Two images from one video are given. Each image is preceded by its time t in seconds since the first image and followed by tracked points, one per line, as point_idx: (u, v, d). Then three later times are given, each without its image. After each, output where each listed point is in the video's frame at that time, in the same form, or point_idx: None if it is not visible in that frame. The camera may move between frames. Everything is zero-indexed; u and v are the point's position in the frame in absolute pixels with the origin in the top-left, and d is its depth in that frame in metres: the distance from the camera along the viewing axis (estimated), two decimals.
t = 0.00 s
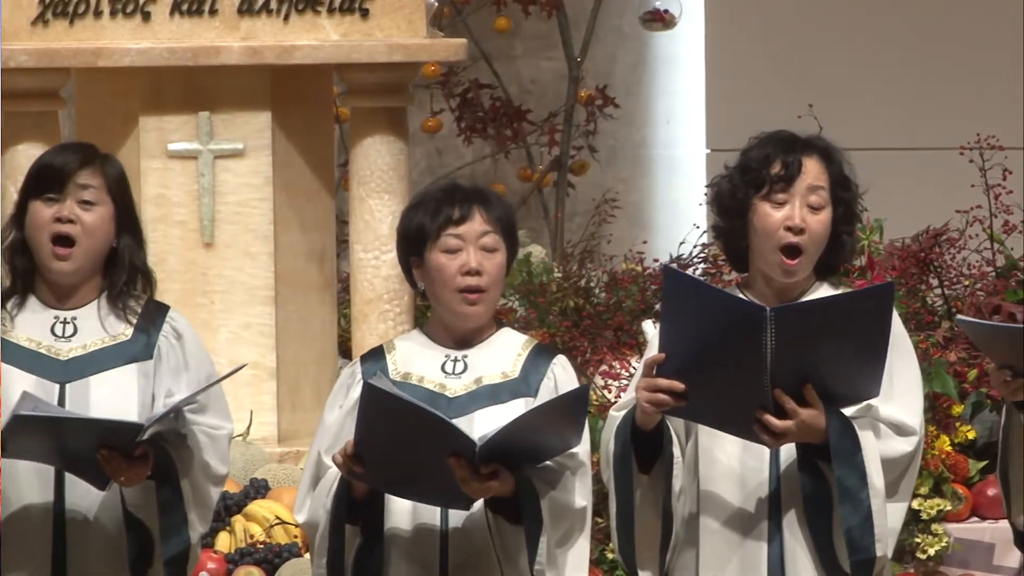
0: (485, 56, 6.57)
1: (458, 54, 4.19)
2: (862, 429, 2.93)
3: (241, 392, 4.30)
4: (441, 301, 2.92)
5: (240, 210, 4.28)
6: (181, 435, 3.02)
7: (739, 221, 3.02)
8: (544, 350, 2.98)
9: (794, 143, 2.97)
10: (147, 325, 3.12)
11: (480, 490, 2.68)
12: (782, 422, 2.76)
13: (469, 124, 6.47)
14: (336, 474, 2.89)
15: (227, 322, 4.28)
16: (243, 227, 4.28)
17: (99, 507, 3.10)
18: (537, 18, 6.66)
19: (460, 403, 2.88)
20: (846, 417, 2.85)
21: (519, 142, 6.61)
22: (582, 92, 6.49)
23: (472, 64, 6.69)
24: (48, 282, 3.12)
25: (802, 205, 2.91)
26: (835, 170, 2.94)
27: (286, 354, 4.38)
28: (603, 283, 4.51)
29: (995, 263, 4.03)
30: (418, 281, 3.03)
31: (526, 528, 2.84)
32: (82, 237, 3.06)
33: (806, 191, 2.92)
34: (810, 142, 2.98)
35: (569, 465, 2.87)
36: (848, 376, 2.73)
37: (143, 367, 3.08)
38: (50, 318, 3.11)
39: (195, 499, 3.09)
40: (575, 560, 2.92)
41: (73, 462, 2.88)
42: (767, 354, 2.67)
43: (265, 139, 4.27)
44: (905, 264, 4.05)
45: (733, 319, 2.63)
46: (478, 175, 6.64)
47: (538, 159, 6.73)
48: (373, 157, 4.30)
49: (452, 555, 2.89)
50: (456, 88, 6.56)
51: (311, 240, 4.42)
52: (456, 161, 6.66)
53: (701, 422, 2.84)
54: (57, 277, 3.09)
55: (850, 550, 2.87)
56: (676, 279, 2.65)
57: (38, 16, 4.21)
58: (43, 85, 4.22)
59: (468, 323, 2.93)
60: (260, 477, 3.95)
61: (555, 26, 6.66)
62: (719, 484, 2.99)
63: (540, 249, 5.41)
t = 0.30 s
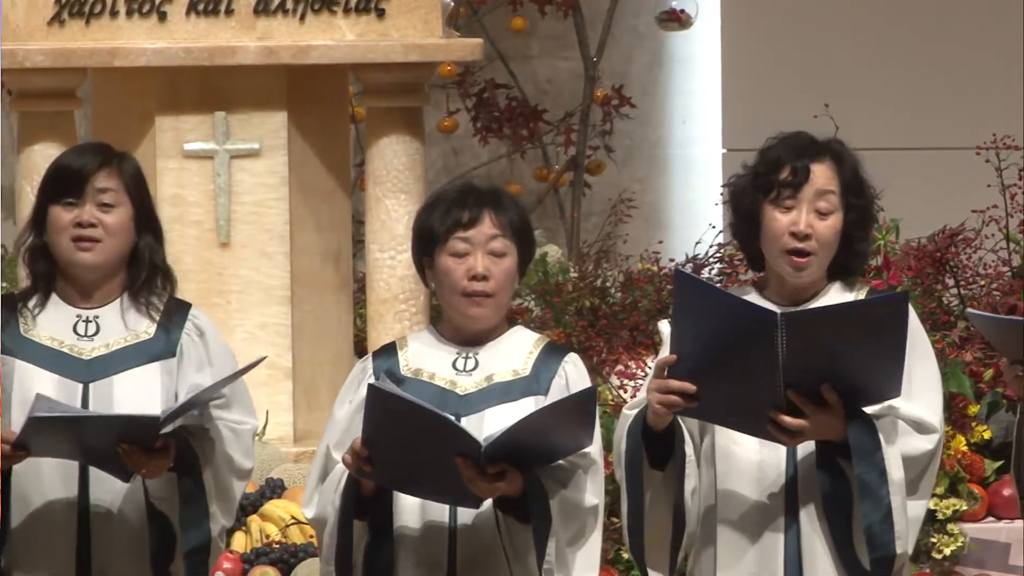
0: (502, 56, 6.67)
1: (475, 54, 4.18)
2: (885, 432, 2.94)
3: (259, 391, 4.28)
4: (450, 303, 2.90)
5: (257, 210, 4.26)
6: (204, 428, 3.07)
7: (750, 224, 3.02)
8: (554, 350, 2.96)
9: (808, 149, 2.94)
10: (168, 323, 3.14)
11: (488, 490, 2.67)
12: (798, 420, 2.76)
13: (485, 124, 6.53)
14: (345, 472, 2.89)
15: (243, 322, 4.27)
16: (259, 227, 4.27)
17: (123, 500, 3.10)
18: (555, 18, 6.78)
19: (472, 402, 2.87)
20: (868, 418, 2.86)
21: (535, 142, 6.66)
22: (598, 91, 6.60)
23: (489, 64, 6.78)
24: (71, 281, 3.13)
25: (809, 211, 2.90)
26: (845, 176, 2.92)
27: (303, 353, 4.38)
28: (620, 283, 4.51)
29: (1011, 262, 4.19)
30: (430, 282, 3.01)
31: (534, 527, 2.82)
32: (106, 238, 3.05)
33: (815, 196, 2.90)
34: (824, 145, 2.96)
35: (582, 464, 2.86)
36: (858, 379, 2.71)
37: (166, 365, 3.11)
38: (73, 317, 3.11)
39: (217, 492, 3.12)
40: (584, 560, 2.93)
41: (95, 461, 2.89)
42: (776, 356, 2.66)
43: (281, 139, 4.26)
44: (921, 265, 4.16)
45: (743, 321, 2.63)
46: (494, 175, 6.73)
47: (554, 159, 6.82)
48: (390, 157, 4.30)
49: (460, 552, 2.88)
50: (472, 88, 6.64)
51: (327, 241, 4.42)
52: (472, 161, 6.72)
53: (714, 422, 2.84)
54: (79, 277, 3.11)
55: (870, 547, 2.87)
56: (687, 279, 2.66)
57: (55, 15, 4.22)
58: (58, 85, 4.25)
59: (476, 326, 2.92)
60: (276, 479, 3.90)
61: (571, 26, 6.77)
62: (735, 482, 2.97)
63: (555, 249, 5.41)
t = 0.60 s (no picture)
0: (519, 56, 6.65)
1: (491, 54, 4.17)
2: (903, 437, 2.92)
3: (274, 391, 4.30)
4: (464, 306, 2.89)
5: (273, 210, 4.27)
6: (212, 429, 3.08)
7: (762, 227, 3.00)
8: (567, 350, 2.96)
9: (820, 158, 2.90)
10: (189, 323, 3.16)
11: (503, 489, 2.67)
12: (816, 423, 2.76)
13: (502, 124, 6.51)
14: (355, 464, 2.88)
15: (260, 322, 4.28)
16: (275, 226, 4.27)
17: (134, 500, 3.10)
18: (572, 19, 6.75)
19: (484, 402, 2.87)
20: (885, 419, 2.84)
21: (552, 142, 6.63)
22: (615, 92, 6.59)
23: (505, 64, 6.75)
24: (91, 283, 3.13)
25: (818, 222, 2.87)
26: (856, 185, 2.88)
27: (319, 354, 4.39)
28: (636, 284, 4.61)
29: None
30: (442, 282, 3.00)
31: (547, 527, 2.81)
32: (131, 247, 3.06)
33: (824, 207, 2.88)
34: (835, 151, 2.93)
35: (594, 465, 2.86)
36: (878, 378, 2.70)
37: (187, 364, 3.13)
38: (92, 318, 3.12)
39: (228, 494, 3.13)
40: (597, 559, 2.94)
41: (110, 452, 2.89)
42: (792, 356, 2.65)
43: (297, 139, 4.26)
44: (938, 264, 4.30)
45: (759, 321, 2.62)
46: (510, 175, 6.69)
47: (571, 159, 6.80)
48: (406, 157, 4.30)
49: (473, 550, 2.87)
50: (488, 88, 6.61)
51: (344, 240, 4.42)
52: (489, 161, 6.71)
53: (731, 424, 2.83)
54: (101, 282, 3.11)
55: (886, 551, 2.87)
56: (702, 283, 2.65)
57: (72, 15, 4.20)
58: (76, 84, 4.25)
59: (489, 327, 2.91)
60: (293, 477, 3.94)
61: (588, 26, 6.74)
62: (753, 483, 2.98)
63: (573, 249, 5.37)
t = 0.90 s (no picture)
0: (534, 56, 6.65)
1: (507, 54, 4.16)
2: (919, 435, 2.93)
3: (290, 391, 4.29)
4: (475, 306, 2.89)
5: (288, 211, 4.26)
6: (225, 432, 3.08)
7: (780, 224, 2.99)
8: (578, 350, 2.96)
9: (838, 153, 2.92)
10: (202, 324, 3.16)
11: (526, 489, 2.67)
12: (834, 421, 2.75)
13: (518, 124, 6.48)
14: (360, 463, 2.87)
15: (275, 322, 4.27)
16: (291, 227, 4.26)
17: (144, 501, 3.10)
18: (588, 19, 6.74)
19: (496, 402, 2.86)
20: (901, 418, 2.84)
21: (567, 141, 6.60)
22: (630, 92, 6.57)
23: (520, 64, 6.75)
24: (106, 285, 3.13)
25: (839, 215, 2.88)
26: (875, 179, 2.89)
27: (334, 354, 4.40)
28: (651, 283, 4.59)
29: None
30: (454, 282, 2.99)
31: (569, 526, 2.82)
32: (148, 248, 3.06)
33: (844, 201, 2.88)
34: (854, 148, 2.94)
35: (609, 466, 2.85)
36: (896, 374, 2.70)
37: (199, 364, 3.12)
38: (106, 318, 3.13)
39: (239, 495, 3.13)
40: (617, 558, 2.93)
41: (122, 452, 2.89)
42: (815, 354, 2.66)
43: (313, 139, 4.25)
44: (954, 264, 4.32)
45: (781, 318, 2.63)
46: (526, 176, 6.70)
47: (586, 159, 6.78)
48: (421, 157, 4.29)
49: (485, 546, 2.87)
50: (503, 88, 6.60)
51: (359, 240, 4.43)
52: (504, 161, 6.72)
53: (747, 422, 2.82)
54: (116, 283, 3.11)
55: (902, 549, 2.86)
56: (723, 279, 2.65)
57: (87, 15, 4.19)
58: (91, 84, 4.23)
59: (502, 326, 2.91)
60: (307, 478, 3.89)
61: (604, 26, 6.73)
62: (768, 480, 2.98)
63: (587, 249, 5.35)
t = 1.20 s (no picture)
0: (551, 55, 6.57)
1: (524, 55, 4.14)
2: (936, 431, 2.92)
3: (306, 391, 4.26)
4: (489, 305, 2.88)
5: (304, 210, 4.23)
6: (235, 433, 3.04)
7: (797, 220, 2.98)
8: (591, 350, 2.96)
9: (855, 146, 2.93)
10: (212, 324, 3.14)
11: (544, 487, 2.67)
12: (853, 416, 2.74)
13: (534, 124, 6.45)
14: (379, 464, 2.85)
15: (291, 322, 4.25)
16: (307, 227, 4.24)
17: (156, 501, 3.06)
18: (603, 19, 6.68)
19: (510, 402, 2.85)
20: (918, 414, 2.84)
21: (582, 142, 6.56)
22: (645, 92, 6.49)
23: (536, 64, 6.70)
24: (118, 285, 3.13)
25: (859, 207, 2.88)
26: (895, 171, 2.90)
27: (350, 354, 4.35)
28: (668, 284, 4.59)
29: None
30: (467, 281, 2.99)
31: (586, 526, 2.82)
32: (161, 247, 3.07)
33: (865, 193, 2.88)
34: (870, 142, 2.95)
35: (623, 464, 2.83)
36: (916, 368, 2.71)
37: (211, 365, 3.11)
38: (117, 317, 3.12)
39: (251, 495, 3.08)
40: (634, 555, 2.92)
41: (136, 453, 2.88)
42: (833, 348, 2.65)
43: (329, 139, 4.23)
44: (969, 263, 4.34)
45: (794, 314, 2.63)
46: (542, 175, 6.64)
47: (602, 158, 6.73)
48: (437, 157, 4.29)
49: (502, 547, 2.86)
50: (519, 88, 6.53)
51: (376, 239, 4.39)
52: (520, 161, 6.68)
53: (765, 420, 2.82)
54: (129, 283, 3.11)
55: (921, 543, 2.86)
56: (743, 276, 2.65)
57: (103, 15, 4.16)
58: (108, 84, 4.21)
59: (517, 325, 2.90)
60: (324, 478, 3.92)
61: (620, 26, 6.67)
62: (784, 479, 2.97)
63: (604, 249, 5.32)
